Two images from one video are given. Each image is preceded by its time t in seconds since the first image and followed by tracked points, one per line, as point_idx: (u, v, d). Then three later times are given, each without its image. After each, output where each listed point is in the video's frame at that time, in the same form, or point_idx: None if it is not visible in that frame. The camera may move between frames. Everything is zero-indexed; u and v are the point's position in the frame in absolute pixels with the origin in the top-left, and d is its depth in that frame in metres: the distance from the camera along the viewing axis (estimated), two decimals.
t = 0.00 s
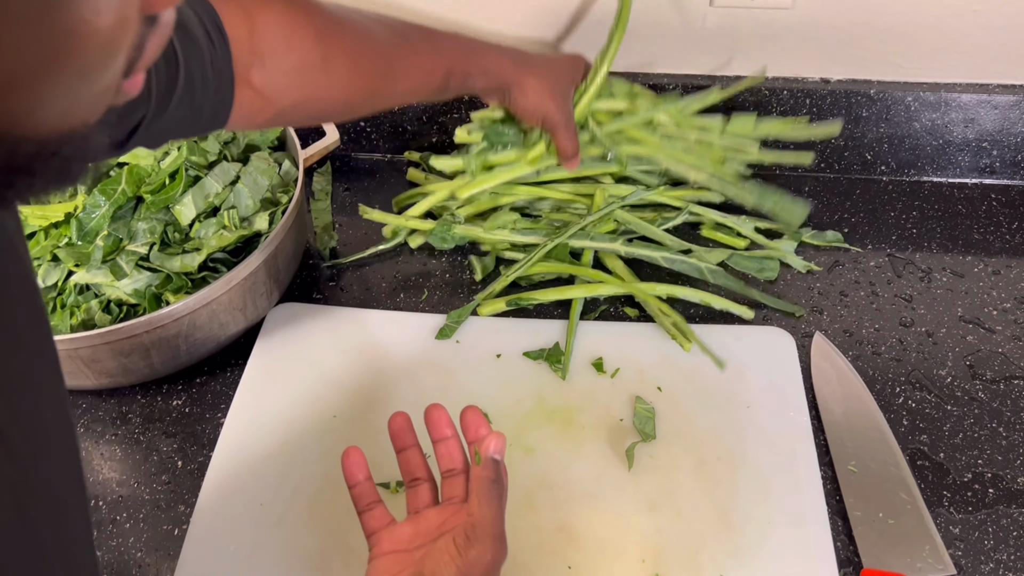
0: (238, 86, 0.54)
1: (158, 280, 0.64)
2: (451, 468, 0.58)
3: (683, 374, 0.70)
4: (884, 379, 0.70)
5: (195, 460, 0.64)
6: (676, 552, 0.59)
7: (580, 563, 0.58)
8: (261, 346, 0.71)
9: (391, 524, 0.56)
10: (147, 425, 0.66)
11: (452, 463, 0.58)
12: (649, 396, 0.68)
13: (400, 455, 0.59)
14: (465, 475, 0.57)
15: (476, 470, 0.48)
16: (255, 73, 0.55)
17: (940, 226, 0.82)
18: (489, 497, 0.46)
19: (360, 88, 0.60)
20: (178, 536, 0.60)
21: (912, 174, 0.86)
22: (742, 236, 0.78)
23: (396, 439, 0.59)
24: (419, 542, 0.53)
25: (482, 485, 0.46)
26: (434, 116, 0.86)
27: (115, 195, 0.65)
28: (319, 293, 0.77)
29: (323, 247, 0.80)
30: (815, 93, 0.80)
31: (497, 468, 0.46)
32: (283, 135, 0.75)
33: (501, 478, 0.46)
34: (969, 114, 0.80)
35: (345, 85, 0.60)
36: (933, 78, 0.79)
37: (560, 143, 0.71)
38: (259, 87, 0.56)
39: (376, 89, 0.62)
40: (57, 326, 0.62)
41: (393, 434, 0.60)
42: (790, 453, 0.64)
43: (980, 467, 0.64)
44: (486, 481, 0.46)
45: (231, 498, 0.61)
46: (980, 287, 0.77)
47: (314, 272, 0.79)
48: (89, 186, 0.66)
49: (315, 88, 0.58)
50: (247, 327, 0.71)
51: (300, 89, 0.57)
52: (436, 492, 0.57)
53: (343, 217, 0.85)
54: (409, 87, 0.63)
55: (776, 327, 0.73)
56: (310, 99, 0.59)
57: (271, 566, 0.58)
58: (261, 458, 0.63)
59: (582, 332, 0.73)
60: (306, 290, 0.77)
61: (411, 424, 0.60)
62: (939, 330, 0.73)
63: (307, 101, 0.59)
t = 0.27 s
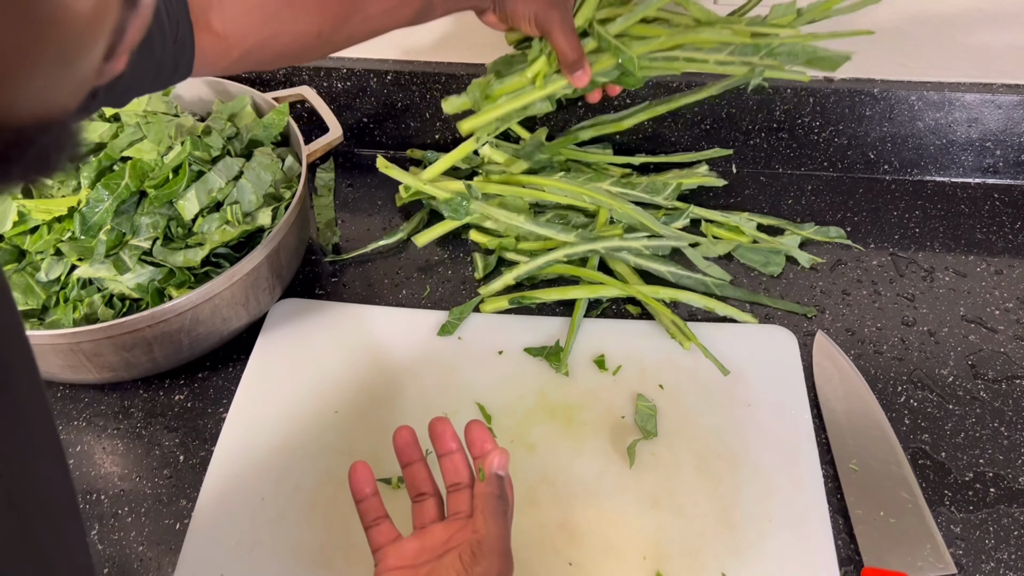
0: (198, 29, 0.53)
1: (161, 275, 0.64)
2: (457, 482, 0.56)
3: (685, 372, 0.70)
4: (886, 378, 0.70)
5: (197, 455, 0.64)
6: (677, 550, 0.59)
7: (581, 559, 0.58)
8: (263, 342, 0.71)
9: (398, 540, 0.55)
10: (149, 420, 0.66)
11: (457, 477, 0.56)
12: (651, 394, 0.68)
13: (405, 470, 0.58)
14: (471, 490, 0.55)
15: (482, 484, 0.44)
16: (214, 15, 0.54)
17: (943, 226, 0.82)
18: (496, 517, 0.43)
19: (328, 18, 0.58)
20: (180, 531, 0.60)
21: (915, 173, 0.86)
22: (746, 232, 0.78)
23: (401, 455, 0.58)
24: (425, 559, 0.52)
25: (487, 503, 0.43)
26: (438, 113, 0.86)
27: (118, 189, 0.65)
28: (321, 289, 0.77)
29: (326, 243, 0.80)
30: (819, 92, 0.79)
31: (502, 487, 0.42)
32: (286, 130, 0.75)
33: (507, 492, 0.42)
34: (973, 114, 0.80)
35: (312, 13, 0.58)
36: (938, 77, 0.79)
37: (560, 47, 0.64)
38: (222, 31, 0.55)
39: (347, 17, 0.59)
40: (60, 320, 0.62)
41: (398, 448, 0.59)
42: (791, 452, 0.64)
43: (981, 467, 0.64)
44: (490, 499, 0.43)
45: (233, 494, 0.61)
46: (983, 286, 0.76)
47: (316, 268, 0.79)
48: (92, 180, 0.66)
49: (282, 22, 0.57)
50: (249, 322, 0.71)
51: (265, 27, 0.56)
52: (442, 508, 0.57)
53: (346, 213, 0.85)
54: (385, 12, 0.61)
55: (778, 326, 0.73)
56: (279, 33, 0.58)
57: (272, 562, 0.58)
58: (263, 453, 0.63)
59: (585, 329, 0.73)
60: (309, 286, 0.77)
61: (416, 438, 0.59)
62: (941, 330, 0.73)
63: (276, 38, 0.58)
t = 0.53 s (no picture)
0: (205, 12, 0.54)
1: (164, 269, 0.64)
2: (461, 483, 0.56)
3: (688, 370, 0.70)
4: (889, 376, 0.70)
5: (200, 449, 0.64)
6: (679, 547, 0.59)
7: (583, 555, 0.58)
8: (266, 337, 0.71)
9: (401, 541, 0.54)
10: (151, 414, 0.66)
11: (462, 478, 0.56)
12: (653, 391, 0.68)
13: (410, 471, 0.58)
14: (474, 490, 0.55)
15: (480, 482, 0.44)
16: None
17: (947, 225, 0.82)
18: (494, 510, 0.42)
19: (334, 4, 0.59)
20: (182, 524, 0.60)
21: (920, 172, 0.86)
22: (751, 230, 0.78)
23: (404, 455, 0.58)
24: (429, 560, 0.51)
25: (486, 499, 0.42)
26: (442, 108, 0.86)
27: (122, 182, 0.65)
28: (324, 284, 0.77)
29: (329, 238, 0.80)
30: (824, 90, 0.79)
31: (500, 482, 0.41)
32: (289, 125, 0.75)
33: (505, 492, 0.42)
34: (978, 113, 0.80)
35: None
36: (943, 75, 0.79)
37: (571, 52, 0.64)
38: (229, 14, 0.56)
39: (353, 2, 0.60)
40: (63, 313, 0.62)
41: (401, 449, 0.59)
42: (794, 449, 0.64)
43: (984, 466, 0.64)
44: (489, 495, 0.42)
45: (235, 488, 0.61)
46: (987, 286, 0.76)
47: (319, 264, 0.79)
48: (96, 173, 0.66)
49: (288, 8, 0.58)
50: (252, 317, 0.71)
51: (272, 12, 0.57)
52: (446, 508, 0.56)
53: (349, 208, 0.85)
54: None
55: (781, 323, 0.73)
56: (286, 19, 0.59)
57: (274, 556, 0.58)
58: (266, 447, 0.64)
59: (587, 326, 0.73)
60: (312, 281, 0.77)
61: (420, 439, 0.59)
62: (944, 329, 0.73)
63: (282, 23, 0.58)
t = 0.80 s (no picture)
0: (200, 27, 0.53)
1: (167, 263, 0.64)
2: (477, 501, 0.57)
3: (690, 367, 0.70)
4: (891, 375, 0.70)
5: (201, 443, 0.65)
6: (680, 545, 0.59)
7: (584, 551, 0.58)
8: (268, 332, 0.71)
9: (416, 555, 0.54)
10: (153, 408, 0.67)
11: (477, 496, 0.57)
12: (655, 388, 0.68)
13: (428, 487, 0.58)
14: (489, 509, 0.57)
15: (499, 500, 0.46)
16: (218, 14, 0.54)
17: (951, 224, 0.82)
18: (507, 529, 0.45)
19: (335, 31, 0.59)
20: (183, 518, 0.60)
21: (924, 171, 0.86)
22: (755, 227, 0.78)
23: (422, 469, 0.59)
24: None
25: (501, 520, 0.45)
26: (445, 104, 0.86)
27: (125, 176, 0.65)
28: (327, 280, 0.77)
29: (332, 234, 0.80)
30: (828, 87, 0.79)
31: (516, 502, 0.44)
32: (292, 120, 0.75)
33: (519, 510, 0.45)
34: (983, 111, 0.80)
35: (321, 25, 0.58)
36: (948, 74, 0.79)
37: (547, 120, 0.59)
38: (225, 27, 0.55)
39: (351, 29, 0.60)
40: (66, 306, 0.62)
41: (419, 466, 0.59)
42: (795, 447, 0.64)
43: (987, 465, 0.63)
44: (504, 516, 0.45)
45: (236, 483, 0.61)
46: (990, 285, 0.76)
47: (322, 259, 0.79)
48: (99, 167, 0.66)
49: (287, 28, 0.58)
50: (254, 312, 0.71)
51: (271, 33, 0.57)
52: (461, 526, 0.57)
53: (351, 204, 0.85)
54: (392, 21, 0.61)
55: (783, 321, 0.73)
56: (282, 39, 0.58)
57: (275, 550, 0.58)
58: (268, 442, 0.64)
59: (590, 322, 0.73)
60: (314, 277, 0.77)
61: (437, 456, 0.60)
62: (947, 328, 0.73)
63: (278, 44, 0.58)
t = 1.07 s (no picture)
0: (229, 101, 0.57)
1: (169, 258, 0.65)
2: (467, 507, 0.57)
3: (690, 364, 0.70)
4: (891, 373, 0.70)
5: (202, 436, 0.65)
6: (678, 540, 0.59)
7: (582, 546, 0.59)
8: (270, 326, 0.71)
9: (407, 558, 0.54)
10: (155, 401, 0.67)
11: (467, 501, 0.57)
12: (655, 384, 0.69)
13: (418, 494, 0.58)
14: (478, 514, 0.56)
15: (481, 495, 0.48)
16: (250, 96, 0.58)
17: (952, 222, 0.82)
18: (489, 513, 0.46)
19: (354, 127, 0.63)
20: (184, 511, 0.61)
21: (925, 170, 0.86)
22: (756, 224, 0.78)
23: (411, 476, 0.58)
24: None
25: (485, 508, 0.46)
26: (447, 101, 0.86)
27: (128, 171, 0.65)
28: (328, 275, 0.77)
29: (333, 229, 0.80)
30: (829, 86, 0.80)
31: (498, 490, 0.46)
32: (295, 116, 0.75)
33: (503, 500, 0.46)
34: (984, 110, 0.80)
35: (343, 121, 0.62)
36: (949, 73, 0.79)
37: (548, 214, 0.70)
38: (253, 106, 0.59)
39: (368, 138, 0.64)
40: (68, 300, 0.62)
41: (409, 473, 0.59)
42: (794, 444, 0.64)
43: (985, 463, 0.64)
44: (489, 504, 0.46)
45: (236, 477, 0.61)
46: (991, 284, 0.76)
47: (323, 255, 0.79)
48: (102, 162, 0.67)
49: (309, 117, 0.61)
50: (256, 306, 0.71)
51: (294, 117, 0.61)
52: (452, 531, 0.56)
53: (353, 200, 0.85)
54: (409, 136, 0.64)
55: (783, 319, 0.73)
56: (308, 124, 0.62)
57: (275, 544, 0.58)
58: (269, 436, 0.64)
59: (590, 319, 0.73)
60: (316, 272, 0.78)
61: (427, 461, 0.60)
62: (947, 326, 0.73)
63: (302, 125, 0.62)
